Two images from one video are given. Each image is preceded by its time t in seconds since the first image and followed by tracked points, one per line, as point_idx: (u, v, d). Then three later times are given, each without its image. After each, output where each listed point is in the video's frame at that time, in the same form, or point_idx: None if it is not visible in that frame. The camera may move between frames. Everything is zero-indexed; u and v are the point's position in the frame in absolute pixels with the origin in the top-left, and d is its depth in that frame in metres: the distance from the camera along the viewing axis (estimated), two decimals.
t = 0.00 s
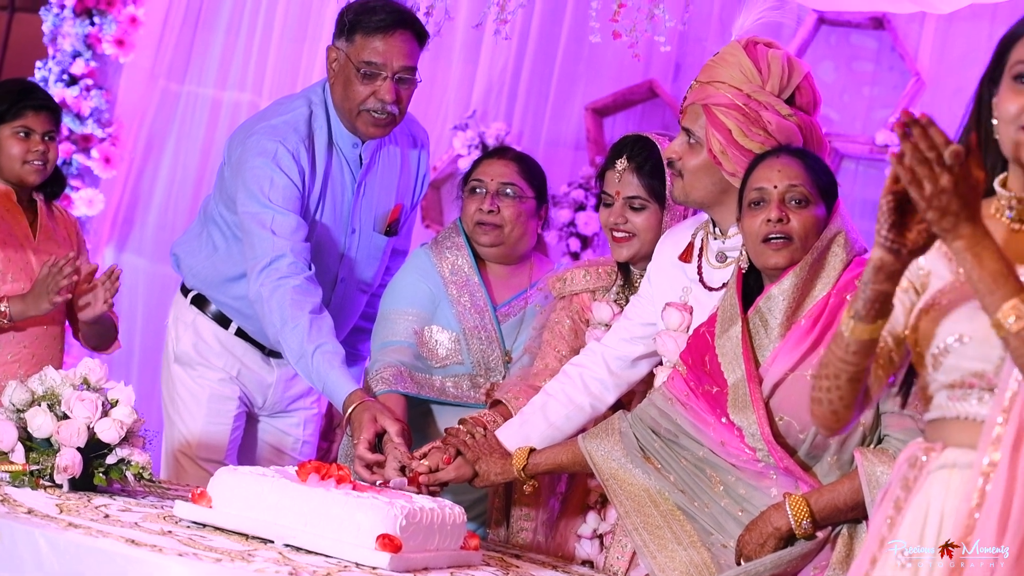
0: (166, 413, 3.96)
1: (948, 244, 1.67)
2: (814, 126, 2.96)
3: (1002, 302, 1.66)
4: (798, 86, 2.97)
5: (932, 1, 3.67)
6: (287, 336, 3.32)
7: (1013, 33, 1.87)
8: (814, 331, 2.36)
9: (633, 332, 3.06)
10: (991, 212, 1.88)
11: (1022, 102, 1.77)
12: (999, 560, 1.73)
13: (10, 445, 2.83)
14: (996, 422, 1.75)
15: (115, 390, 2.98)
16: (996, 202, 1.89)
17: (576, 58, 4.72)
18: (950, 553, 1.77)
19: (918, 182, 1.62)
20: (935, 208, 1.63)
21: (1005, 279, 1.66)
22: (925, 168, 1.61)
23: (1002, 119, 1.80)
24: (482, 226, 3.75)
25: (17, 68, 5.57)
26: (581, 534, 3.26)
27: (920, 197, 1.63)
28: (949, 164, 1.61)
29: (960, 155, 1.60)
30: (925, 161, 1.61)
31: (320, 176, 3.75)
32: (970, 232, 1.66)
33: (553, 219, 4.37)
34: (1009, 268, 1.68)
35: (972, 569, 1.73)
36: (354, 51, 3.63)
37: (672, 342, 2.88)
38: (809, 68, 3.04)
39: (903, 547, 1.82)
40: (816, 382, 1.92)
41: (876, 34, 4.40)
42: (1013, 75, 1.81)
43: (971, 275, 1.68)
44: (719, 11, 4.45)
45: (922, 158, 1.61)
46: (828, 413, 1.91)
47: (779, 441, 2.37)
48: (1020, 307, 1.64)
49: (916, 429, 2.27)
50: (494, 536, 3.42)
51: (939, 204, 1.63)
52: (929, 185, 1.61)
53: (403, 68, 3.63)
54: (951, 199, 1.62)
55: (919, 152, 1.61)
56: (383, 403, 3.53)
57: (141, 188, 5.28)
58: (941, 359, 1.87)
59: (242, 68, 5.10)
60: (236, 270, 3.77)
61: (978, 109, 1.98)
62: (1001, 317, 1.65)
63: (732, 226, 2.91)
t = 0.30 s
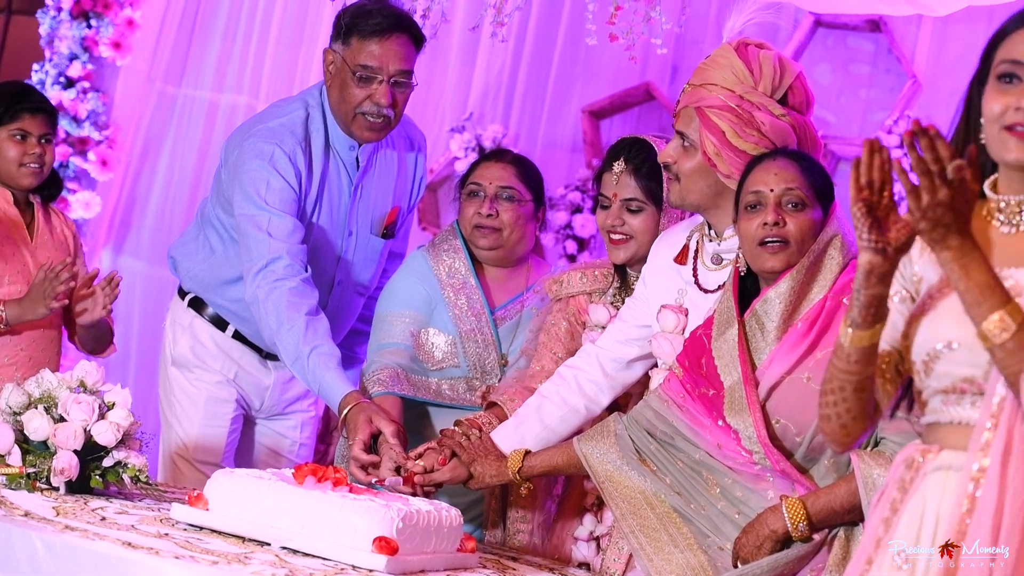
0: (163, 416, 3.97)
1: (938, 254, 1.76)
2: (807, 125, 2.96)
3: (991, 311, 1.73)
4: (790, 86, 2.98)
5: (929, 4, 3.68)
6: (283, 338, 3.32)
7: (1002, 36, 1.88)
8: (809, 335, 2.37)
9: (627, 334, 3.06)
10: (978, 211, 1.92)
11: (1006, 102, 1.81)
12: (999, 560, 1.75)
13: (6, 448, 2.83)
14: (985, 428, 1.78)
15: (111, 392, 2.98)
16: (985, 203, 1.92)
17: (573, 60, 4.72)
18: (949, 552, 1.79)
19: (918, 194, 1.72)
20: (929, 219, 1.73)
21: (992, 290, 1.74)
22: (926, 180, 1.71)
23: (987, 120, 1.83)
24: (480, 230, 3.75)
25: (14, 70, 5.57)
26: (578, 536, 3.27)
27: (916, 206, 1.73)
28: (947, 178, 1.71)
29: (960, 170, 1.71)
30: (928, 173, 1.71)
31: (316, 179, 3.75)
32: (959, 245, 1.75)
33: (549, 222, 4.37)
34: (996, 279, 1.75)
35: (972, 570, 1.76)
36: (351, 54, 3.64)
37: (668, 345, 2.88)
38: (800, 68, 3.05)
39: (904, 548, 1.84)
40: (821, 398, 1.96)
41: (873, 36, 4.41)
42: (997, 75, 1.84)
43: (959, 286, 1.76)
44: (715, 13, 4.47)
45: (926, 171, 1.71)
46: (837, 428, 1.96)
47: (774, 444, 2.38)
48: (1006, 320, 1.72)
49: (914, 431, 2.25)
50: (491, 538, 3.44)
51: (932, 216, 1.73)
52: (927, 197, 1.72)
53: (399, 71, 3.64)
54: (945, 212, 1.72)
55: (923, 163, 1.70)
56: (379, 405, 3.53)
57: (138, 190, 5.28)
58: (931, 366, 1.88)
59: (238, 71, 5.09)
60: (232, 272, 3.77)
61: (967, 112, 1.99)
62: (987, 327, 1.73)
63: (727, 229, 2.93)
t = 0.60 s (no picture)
0: (159, 419, 3.97)
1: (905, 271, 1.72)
2: (800, 128, 2.97)
3: (958, 320, 1.72)
4: (781, 89, 2.98)
5: (923, 7, 3.69)
6: (277, 339, 3.33)
7: (987, 36, 1.88)
8: (805, 338, 2.38)
9: (620, 337, 3.08)
10: (967, 215, 1.95)
11: (989, 107, 1.82)
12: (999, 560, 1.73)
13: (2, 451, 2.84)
14: (967, 433, 1.76)
15: (107, 395, 2.99)
16: (974, 206, 1.95)
17: (568, 63, 4.73)
18: (950, 553, 1.75)
19: (871, 213, 1.70)
20: (889, 236, 1.70)
21: (957, 301, 1.72)
22: (874, 200, 1.70)
23: (971, 124, 1.85)
24: (477, 233, 3.75)
25: (9, 73, 5.58)
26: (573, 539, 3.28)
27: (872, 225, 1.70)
28: (897, 195, 1.69)
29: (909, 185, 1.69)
30: (874, 192, 1.70)
31: (311, 182, 3.76)
32: (925, 260, 1.71)
33: (545, 225, 4.40)
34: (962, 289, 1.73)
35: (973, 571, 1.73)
36: (345, 57, 3.64)
37: (661, 348, 2.87)
38: (791, 71, 3.04)
39: (903, 548, 1.84)
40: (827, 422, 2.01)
41: (868, 39, 4.41)
42: (980, 79, 1.86)
43: (926, 299, 1.73)
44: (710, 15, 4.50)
45: (872, 189, 1.69)
46: (842, 449, 2.02)
47: (770, 446, 2.39)
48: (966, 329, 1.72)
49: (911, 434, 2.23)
50: (485, 539, 3.44)
51: (892, 232, 1.70)
52: (880, 215, 1.70)
53: (394, 75, 3.64)
54: (904, 228, 1.70)
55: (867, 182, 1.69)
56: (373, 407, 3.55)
57: (133, 193, 5.28)
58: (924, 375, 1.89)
59: (234, 74, 5.09)
60: (227, 275, 3.78)
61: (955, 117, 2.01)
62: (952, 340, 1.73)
63: (720, 232, 2.92)
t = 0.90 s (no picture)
0: (155, 421, 3.97)
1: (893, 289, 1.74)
2: (791, 129, 2.98)
3: (949, 337, 1.74)
4: (773, 90, 2.99)
5: (919, 9, 3.74)
6: (272, 340, 3.33)
7: (978, 38, 1.88)
8: (801, 341, 2.39)
9: (613, 339, 3.08)
10: (963, 220, 1.95)
11: (977, 109, 1.83)
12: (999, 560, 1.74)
13: None
14: (958, 441, 1.77)
15: (102, 397, 2.98)
16: (969, 212, 1.95)
17: (564, 65, 4.74)
18: (950, 553, 1.75)
19: (855, 235, 1.73)
20: (873, 257, 1.73)
21: (951, 317, 1.74)
22: (858, 222, 1.73)
23: (961, 127, 1.85)
24: (473, 236, 3.76)
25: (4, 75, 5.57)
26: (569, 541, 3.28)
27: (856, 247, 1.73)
28: (880, 217, 1.71)
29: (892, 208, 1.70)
30: (858, 215, 1.72)
31: (307, 184, 3.76)
32: (912, 278, 1.73)
33: (540, 227, 4.40)
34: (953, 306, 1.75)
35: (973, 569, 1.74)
36: (340, 60, 3.64)
37: (654, 350, 2.88)
38: (783, 72, 3.06)
39: (903, 548, 1.83)
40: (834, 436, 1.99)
41: (863, 41, 4.43)
42: (969, 82, 1.87)
43: (915, 318, 1.75)
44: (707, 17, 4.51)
45: (855, 212, 1.72)
46: (854, 462, 1.98)
47: (766, 448, 2.39)
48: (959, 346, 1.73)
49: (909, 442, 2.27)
50: (481, 541, 3.44)
51: (875, 254, 1.73)
52: (863, 237, 1.72)
53: (389, 78, 3.65)
54: (887, 249, 1.72)
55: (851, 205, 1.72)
56: (367, 407, 3.54)
57: (129, 195, 5.27)
58: (920, 383, 1.91)
59: (229, 76, 5.11)
60: (223, 278, 3.78)
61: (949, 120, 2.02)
62: (943, 358, 1.75)
63: (713, 234, 2.93)
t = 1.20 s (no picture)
0: (149, 424, 3.98)
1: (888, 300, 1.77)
2: (781, 129, 3.00)
3: (944, 348, 1.76)
4: (763, 90, 3.01)
5: (912, 11, 3.73)
6: (267, 342, 3.34)
7: (970, 40, 1.89)
8: (796, 348, 2.38)
9: (604, 342, 3.10)
10: (960, 225, 1.98)
11: (968, 112, 1.84)
12: (997, 560, 1.74)
13: None
14: (949, 447, 1.80)
15: (96, 401, 2.98)
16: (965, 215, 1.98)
17: (558, 68, 4.75)
18: (950, 553, 1.75)
19: (851, 249, 1.75)
20: (870, 271, 1.74)
21: (946, 330, 1.76)
22: (856, 237, 1.74)
23: (952, 130, 1.86)
24: (467, 240, 3.77)
25: None
26: (563, 544, 3.28)
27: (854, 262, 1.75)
28: (879, 231, 1.73)
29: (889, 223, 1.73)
30: (855, 230, 1.74)
31: (301, 187, 3.76)
32: (907, 291, 1.75)
33: (534, 229, 4.41)
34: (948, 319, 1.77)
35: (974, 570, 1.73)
36: (334, 62, 3.65)
37: (647, 353, 2.90)
38: (771, 72, 3.08)
39: (902, 548, 1.83)
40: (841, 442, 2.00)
41: (857, 43, 4.44)
42: (960, 84, 1.88)
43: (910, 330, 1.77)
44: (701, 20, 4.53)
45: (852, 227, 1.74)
46: (861, 466, 2.00)
47: (759, 451, 2.40)
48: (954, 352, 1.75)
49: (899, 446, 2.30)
50: (473, 544, 3.45)
51: (873, 268, 1.74)
52: (861, 251, 1.74)
53: (383, 79, 3.65)
54: (883, 263, 1.74)
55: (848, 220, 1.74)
56: (362, 409, 3.54)
57: (123, 198, 5.27)
58: (915, 387, 1.92)
59: (224, 79, 5.12)
60: (217, 281, 3.78)
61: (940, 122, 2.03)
62: (939, 370, 1.77)
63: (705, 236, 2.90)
